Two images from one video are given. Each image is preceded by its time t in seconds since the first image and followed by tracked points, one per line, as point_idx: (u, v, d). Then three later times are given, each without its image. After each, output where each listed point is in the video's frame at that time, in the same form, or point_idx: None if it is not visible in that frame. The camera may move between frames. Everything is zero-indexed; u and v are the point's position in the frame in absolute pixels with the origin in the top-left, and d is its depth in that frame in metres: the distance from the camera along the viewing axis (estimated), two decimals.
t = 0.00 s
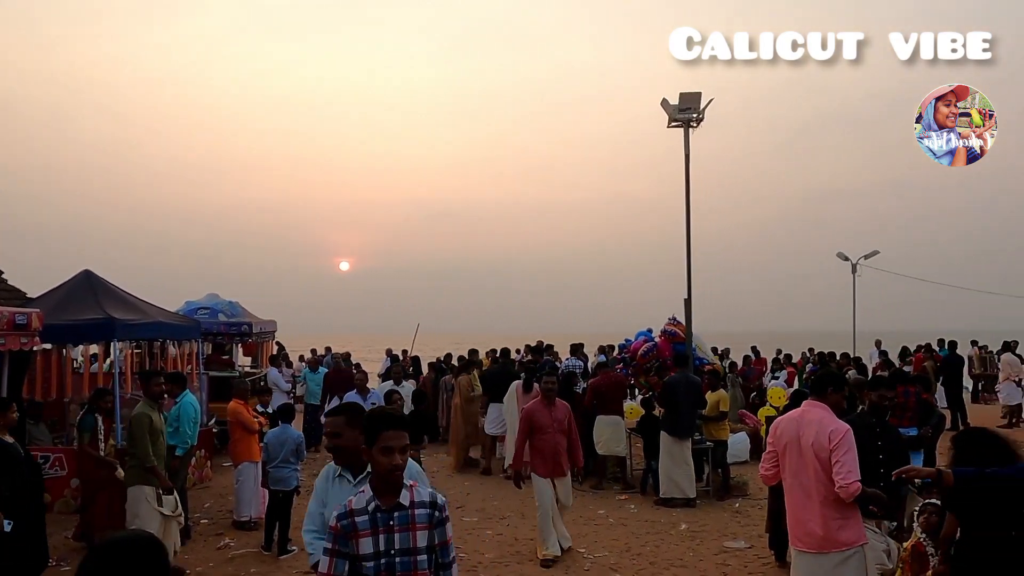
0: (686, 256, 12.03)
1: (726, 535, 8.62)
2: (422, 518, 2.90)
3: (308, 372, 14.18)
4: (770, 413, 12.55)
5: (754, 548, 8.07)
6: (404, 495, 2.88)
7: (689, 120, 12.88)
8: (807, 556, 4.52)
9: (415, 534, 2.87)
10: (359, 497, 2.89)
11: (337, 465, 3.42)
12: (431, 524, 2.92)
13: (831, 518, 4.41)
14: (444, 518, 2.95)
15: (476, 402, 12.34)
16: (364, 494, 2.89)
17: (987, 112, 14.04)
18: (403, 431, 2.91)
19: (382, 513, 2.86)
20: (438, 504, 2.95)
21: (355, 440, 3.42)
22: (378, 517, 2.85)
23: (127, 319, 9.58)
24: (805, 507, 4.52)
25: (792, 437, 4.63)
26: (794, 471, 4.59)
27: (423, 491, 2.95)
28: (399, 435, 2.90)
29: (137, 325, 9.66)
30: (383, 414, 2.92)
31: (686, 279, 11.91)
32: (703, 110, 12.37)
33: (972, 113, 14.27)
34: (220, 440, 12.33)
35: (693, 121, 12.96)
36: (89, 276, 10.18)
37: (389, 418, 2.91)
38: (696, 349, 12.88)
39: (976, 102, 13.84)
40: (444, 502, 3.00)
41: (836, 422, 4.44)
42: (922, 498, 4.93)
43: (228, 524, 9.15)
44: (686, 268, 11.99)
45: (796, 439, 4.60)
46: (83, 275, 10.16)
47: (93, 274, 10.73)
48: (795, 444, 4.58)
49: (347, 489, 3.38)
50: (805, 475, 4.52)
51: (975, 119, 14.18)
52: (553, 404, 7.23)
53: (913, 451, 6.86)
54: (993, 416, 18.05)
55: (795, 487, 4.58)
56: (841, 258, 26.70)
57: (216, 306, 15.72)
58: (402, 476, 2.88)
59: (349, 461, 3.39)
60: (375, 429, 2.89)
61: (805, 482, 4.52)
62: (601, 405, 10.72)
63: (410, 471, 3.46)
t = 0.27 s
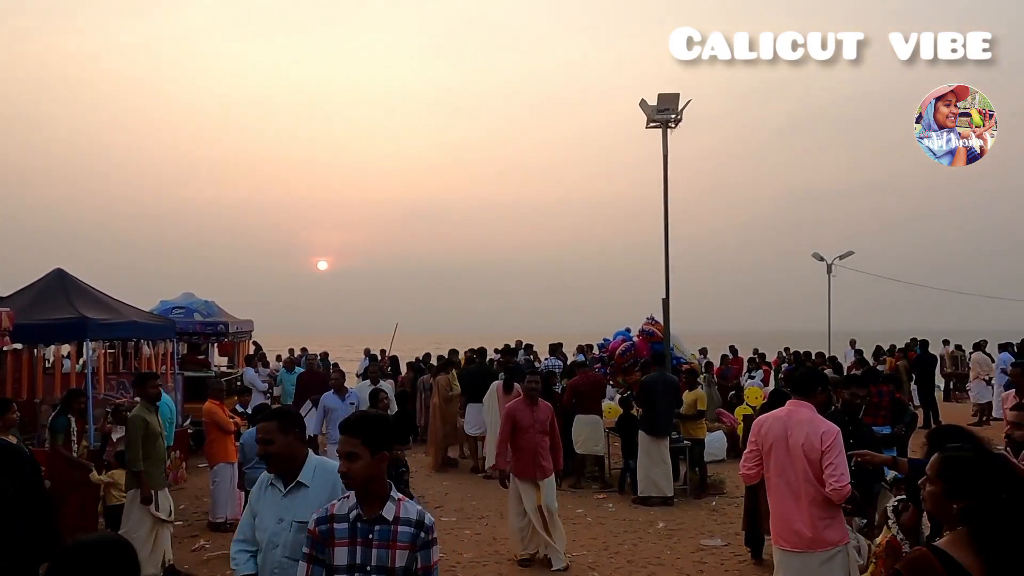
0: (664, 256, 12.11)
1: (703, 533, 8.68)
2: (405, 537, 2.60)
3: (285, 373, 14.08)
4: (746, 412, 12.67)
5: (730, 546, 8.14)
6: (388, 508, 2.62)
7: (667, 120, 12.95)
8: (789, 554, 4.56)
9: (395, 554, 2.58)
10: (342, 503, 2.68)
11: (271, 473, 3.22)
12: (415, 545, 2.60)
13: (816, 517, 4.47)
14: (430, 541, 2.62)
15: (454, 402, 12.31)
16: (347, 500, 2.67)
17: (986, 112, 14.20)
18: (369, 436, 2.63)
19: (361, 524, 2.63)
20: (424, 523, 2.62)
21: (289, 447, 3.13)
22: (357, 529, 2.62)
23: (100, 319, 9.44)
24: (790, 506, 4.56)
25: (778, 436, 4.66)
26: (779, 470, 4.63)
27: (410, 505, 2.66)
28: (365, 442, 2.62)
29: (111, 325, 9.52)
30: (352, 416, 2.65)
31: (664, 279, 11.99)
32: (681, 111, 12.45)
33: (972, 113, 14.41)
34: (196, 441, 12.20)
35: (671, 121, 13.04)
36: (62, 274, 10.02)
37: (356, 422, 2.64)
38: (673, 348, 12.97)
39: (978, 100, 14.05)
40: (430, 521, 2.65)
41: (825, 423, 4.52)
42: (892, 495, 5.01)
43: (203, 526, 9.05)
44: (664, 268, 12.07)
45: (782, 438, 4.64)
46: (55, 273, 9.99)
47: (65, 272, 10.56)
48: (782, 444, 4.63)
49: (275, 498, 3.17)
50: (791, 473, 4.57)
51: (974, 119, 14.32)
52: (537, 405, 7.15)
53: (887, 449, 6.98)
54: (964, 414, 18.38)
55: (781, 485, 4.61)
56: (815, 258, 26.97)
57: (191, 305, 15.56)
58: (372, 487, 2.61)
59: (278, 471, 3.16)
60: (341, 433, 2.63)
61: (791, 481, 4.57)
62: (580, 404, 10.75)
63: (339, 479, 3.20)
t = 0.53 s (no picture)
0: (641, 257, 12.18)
1: (679, 532, 8.75)
2: (377, 545, 2.56)
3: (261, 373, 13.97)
4: (723, 411, 12.78)
5: (706, 544, 8.21)
6: (360, 514, 2.58)
7: (645, 121, 13.02)
8: (772, 554, 4.59)
9: (366, 563, 2.54)
10: (313, 511, 2.66)
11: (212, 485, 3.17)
12: (388, 554, 2.56)
13: (803, 518, 4.54)
14: (404, 550, 2.57)
15: (432, 402, 12.29)
16: (317, 507, 2.66)
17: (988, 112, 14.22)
18: (333, 437, 2.62)
19: (330, 532, 2.60)
20: (395, 530, 2.58)
21: (226, 460, 3.08)
22: (330, 537, 2.59)
23: (72, 318, 9.30)
24: (778, 506, 4.59)
25: (768, 435, 4.69)
26: (767, 470, 4.64)
27: (382, 512, 2.62)
28: (330, 444, 2.61)
29: (83, 324, 9.39)
30: (318, 417, 2.65)
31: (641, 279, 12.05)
32: (659, 112, 12.52)
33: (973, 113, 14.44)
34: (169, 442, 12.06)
35: (649, 122, 13.10)
36: (32, 273, 9.86)
37: (321, 423, 2.63)
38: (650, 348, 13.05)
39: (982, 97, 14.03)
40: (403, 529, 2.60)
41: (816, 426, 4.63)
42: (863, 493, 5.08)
43: (177, 528, 8.95)
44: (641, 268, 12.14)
45: (772, 439, 4.67)
46: (25, 272, 9.83)
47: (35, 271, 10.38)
48: (772, 444, 4.66)
49: (212, 511, 3.13)
50: (781, 474, 4.60)
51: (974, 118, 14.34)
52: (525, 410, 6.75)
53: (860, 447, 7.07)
54: (935, 413, 18.67)
55: (768, 485, 4.63)
56: (790, 258, 27.23)
57: (165, 304, 15.39)
58: (338, 491, 2.58)
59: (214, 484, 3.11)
60: (307, 434, 2.63)
61: (780, 482, 4.60)
62: (558, 404, 10.76)
63: (274, 495, 3.08)
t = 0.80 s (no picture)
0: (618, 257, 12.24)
1: (655, 531, 8.79)
2: (335, 553, 2.50)
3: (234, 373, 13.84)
4: (698, 411, 12.87)
5: (682, 543, 8.26)
6: (317, 522, 2.53)
7: (622, 123, 13.09)
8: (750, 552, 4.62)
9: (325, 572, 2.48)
10: (269, 521, 2.62)
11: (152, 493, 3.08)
12: (349, 563, 2.51)
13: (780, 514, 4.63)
14: (364, 558, 2.51)
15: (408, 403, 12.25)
16: (274, 516, 2.61)
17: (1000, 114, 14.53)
18: (285, 440, 2.55)
19: (286, 542, 2.55)
20: (356, 536, 2.53)
21: (165, 466, 3.02)
22: (286, 546, 2.53)
23: (40, 318, 9.13)
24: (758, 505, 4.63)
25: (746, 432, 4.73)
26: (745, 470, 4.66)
27: (342, 518, 2.57)
28: (282, 447, 2.55)
29: (51, 325, 9.22)
30: (269, 421, 2.58)
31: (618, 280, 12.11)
32: (636, 113, 12.59)
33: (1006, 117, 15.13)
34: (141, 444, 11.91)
35: (626, 124, 13.17)
36: None
37: (273, 426, 2.57)
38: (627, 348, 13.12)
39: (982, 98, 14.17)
40: (363, 535, 2.55)
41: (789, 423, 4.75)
42: (835, 488, 5.07)
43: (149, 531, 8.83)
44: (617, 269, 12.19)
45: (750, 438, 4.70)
46: None
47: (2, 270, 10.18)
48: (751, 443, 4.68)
49: (153, 520, 3.05)
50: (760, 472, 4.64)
51: (988, 121, 14.71)
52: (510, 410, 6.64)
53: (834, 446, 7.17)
54: (906, 413, 18.96)
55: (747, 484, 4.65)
56: (765, 259, 27.52)
57: (137, 304, 15.18)
58: (293, 497, 2.53)
59: (156, 492, 3.03)
60: (259, 438, 2.57)
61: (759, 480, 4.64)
62: (535, 404, 10.76)
63: (222, 500, 3.05)
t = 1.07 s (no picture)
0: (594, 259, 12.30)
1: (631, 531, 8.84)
2: (305, 562, 2.47)
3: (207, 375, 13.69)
4: (674, 410, 12.97)
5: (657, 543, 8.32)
6: (289, 528, 2.50)
7: (598, 124, 13.16)
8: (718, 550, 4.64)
9: None
10: (247, 525, 2.59)
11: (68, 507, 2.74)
12: (319, 572, 2.47)
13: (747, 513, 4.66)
14: (336, 568, 2.49)
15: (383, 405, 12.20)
16: (251, 520, 2.58)
17: None
18: (255, 444, 2.49)
19: (259, 547, 2.52)
20: (328, 544, 2.50)
21: (79, 479, 2.69)
22: (257, 552, 2.51)
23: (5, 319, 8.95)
24: (725, 504, 4.64)
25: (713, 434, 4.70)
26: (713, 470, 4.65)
27: (316, 525, 2.54)
28: (252, 451, 2.49)
29: (18, 326, 9.04)
30: (241, 423, 2.52)
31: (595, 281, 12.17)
32: (612, 115, 12.66)
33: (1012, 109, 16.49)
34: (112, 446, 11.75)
35: (603, 125, 13.24)
36: None
37: (242, 429, 2.51)
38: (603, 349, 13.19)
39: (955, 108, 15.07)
40: (336, 542, 2.51)
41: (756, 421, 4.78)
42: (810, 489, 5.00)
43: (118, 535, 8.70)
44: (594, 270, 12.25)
45: (719, 438, 4.69)
46: None
47: None
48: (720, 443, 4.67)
49: (73, 536, 2.72)
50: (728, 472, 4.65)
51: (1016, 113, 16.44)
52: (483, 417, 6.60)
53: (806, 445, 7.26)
54: (876, 412, 19.27)
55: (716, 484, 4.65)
56: (740, 261, 27.83)
57: (108, 305, 14.96)
58: (264, 502, 2.49)
59: (74, 505, 2.70)
60: (229, 441, 2.51)
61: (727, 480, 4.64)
62: (512, 405, 10.77)
63: (151, 506, 2.75)
